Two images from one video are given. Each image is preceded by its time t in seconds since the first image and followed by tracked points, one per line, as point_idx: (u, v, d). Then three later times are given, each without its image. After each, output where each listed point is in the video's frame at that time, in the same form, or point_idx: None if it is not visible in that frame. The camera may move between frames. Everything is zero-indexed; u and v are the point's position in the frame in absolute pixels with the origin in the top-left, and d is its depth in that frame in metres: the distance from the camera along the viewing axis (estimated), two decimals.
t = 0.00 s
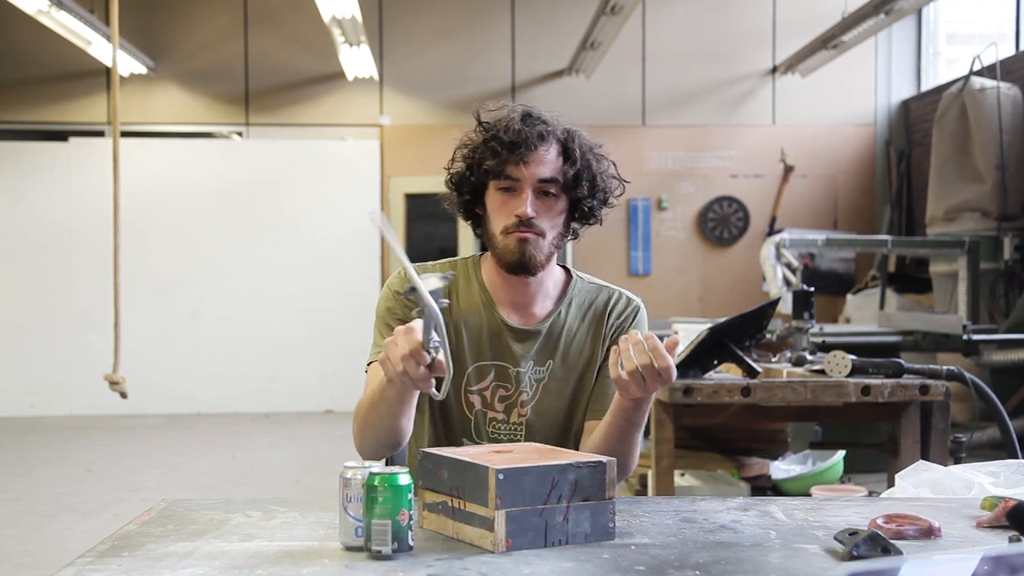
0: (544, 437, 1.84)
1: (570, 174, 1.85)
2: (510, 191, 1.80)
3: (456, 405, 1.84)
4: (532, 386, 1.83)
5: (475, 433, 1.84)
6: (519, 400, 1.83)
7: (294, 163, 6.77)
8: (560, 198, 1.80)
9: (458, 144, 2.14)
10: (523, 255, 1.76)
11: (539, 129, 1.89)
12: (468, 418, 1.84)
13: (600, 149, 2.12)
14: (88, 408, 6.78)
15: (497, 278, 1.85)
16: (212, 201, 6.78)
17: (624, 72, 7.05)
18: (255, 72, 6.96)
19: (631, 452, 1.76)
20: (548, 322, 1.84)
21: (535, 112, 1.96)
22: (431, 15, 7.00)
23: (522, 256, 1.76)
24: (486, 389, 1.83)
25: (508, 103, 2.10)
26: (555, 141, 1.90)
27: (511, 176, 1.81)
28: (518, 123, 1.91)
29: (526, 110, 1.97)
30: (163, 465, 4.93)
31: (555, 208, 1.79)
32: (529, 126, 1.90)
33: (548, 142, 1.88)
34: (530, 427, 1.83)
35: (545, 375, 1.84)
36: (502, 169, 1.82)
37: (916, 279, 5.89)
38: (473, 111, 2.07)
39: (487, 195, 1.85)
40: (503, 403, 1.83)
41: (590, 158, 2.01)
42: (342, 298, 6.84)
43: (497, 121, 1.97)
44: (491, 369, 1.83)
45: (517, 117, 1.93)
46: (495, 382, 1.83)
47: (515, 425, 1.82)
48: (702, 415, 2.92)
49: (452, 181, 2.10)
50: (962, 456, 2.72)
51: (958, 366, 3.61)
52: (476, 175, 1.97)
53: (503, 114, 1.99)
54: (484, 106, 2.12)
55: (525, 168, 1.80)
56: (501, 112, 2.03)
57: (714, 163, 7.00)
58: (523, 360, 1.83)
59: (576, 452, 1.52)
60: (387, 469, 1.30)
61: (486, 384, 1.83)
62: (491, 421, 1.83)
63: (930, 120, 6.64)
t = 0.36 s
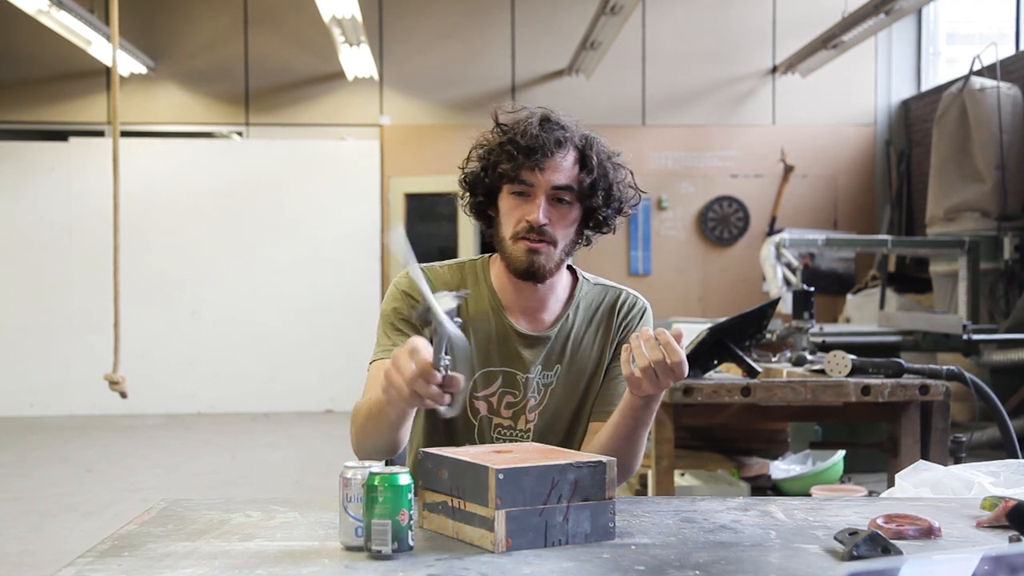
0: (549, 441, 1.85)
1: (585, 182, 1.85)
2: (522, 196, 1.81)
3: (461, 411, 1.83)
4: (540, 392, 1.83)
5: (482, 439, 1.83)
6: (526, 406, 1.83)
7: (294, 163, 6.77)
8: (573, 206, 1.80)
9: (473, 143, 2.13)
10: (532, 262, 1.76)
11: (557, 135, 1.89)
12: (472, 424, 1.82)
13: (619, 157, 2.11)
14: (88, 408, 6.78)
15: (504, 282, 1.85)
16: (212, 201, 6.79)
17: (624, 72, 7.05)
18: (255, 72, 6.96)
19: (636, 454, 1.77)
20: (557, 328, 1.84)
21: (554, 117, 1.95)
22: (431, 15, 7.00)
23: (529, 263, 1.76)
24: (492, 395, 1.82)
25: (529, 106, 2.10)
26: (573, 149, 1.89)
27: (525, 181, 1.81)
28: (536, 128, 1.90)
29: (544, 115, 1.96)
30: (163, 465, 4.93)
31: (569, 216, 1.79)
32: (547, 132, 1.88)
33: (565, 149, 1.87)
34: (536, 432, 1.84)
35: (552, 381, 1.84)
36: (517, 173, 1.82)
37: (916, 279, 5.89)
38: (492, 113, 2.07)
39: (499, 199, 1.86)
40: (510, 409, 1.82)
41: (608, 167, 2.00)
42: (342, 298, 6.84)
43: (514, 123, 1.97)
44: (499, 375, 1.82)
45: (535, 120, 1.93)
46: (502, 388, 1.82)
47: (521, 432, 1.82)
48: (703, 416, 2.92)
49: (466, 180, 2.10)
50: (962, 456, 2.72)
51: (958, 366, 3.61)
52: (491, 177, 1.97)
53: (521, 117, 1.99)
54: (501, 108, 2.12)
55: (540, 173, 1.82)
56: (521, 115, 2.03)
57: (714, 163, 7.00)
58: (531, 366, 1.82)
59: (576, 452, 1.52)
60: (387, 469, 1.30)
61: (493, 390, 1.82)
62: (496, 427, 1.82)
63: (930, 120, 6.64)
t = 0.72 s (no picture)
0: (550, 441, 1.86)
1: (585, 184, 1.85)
2: (522, 200, 1.80)
3: (462, 414, 1.84)
4: (540, 394, 1.83)
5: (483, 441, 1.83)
6: (527, 408, 1.83)
7: (294, 163, 6.78)
8: (573, 209, 1.80)
9: (470, 146, 2.13)
10: (532, 265, 1.75)
11: (556, 138, 1.89)
12: (473, 427, 1.84)
13: (617, 156, 2.12)
14: (88, 408, 6.78)
15: (505, 287, 1.84)
16: (212, 201, 6.79)
17: (624, 72, 7.05)
18: (255, 71, 6.96)
19: (639, 455, 1.77)
20: (557, 330, 1.85)
21: (552, 119, 1.95)
22: (431, 15, 6.99)
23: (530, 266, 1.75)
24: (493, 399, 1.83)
25: (526, 108, 2.10)
26: (572, 150, 1.89)
27: (524, 185, 1.81)
28: (534, 130, 1.90)
29: (542, 117, 1.96)
30: (163, 465, 4.93)
31: (568, 219, 1.79)
32: (545, 134, 1.89)
33: (564, 151, 1.87)
34: (537, 433, 1.85)
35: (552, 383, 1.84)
36: (516, 178, 1.82)
37: (916, 279, 5.90)
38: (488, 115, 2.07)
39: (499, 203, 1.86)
40: (510, 412, 1.83)
41: (606, 167, 2.00)
42: (342, 298, 6.84)
43: (512, 126, 1.97)
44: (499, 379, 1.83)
45: (532, 123, 1.93)
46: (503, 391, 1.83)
47: (522, 433, 1.83)
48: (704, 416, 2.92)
49: (463, 183, 2.10)
50: (962, 456, 2.71)
51: (957, 366, 3.61)
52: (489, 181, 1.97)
53: (519, 119, 1.99)
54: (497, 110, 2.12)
55: (540, 177, 1.81)
56: (518, 117, 2.03)
57: (714, 163, 7.00)
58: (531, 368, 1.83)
59: (576, 451, 1.52)
60: (387, 469, 1.30)
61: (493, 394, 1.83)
62: (498, 429, 1.83)
63: (930, 120, 6.64)
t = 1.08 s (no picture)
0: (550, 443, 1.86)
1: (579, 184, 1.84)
2: (516, 200, 1.79)
3: (460, 417, 1.83)
4: (539, 395, 1.84)
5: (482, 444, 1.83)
6: (526, 410, 1.83)
7: (294, 163, 6.78)
8: (568, 208, 1.78)
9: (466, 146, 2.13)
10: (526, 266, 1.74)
11: (549, 137, 1.88)
12: (472, 430, 1.83)
13: (611, 156, 2.11)
14: (88, 408, 6.78)
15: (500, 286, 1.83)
16: (212, 201, 6.79)
17: (624, 72, 7.05)
18: (255, 71, 6.95)
19: (642, 454, 1.77)
20: (555, 331, 1.84)
21: (545, 118, 1.95)
22: (431, 15, 6.99)
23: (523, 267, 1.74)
24: (492, 401, 1.83)
25: (519, 108, 2.10)
26: (565, 149, 1.89)
27: (518, 185, 1.79)
28: (527, 130, 1.89)
29: (535, 116, 1.96)
30: (163, 465, 4.93)
31: (563, 218, 1.78)
32: (539, 134, 1.88)
33: (557, 150, 1.87)
34: (536, 435, 1.85)
35: (551, 384, 1.84)
36: (509, 177, 1.81)
37: (916, 279, 5.90)
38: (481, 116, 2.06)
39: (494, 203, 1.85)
40: (510, 414, 1.83)
41: (601, 166, 2.00)
42: (342, 298, 6.84)
43: (506, 126, 1.97)
44: (498, 381, 1.82)
45: (526, 122, 1.93)
46: (502, 393, 1.83)
47: (521, 436, 1.83)
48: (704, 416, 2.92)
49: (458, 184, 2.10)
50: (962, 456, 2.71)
51: (957, 366, 3.61)
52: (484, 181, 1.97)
53: (513, 119, 1.98)
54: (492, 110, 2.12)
55: (533, 177, 1.79)
56: (511, 118, 2.02)
57: (714, 163, 7.01)
58: (530, 370, 1.82)
59: (576, 451, 1.52)
60: (387, 469, 1.30)
61: (492, 396, 1.83)
62: (497, 431, 1.83)
63: (930, 120, 6.64)
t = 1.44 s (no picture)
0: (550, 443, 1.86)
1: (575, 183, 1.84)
2: (512, 199, 1.79)
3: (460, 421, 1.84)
4: (538, 397, 1.83)
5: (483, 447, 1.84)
6: (526, 413, 1.83)
7: (294, 163, 6.78)
8: (564, 207, 1.78)
9: (460, 149, 2.13)
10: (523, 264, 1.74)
11: (543, 136, 1.88)
12: (472, 434, 1.84)
13: (607, 156, 2.11)
14: (88, 408, 6.78)
15: (497, 288, 1.83)
16: (212, 201, 6.79)
17: (624, 72, 7.05)
18: (255, 71, 6.95)
19: (643, 452, 1.77)
20: (553, 332, 1.83)
21: (539, 118, 1.95)
22: (430, 15, 6.99)
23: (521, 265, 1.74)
24: (492, 404, 1.83)
25: (513, 109, 2.10)
26: (560, 148, 1.88)
27: (514, 184, 1.80)
28: (521, 130, 1.90)
29: (530, 116, 1.96)
30: (163, 465, 4.93)
31: (559, 217, 1.78)
32: (533, 133, 1.88)
33: (552, 148, 1.86)
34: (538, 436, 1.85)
35: (549, 385, 1.84)
36: (505, 177, 1.81)
37: (916, 279, 5.90)
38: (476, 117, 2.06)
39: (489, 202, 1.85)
40: (510, 416, 1.83)
41: (596, 165, 2.00)
42: (342, 298, 6.84)
43: (500, 127, 1.97)
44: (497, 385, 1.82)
45: (520, 123, 1.93)
46: (501, 397, 1.83)
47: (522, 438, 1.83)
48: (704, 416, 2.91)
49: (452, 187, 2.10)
50: (962, 456, 2.71)
51: (957, 366, 3.61)
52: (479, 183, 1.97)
53: (507, 119, 1.99)
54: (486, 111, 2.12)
55: (528, 175, 1.80)
56: (505, 118, 2.02)
57: (714, 163, 7.01)
58: (529, 372, 1.82)
59: (576, 452, 1.52)
60: (387, 469, 1.30)
61: (491, 400, 1.83)
62: (498, 434, 1.83)
63: (930, 120, 6.64)
